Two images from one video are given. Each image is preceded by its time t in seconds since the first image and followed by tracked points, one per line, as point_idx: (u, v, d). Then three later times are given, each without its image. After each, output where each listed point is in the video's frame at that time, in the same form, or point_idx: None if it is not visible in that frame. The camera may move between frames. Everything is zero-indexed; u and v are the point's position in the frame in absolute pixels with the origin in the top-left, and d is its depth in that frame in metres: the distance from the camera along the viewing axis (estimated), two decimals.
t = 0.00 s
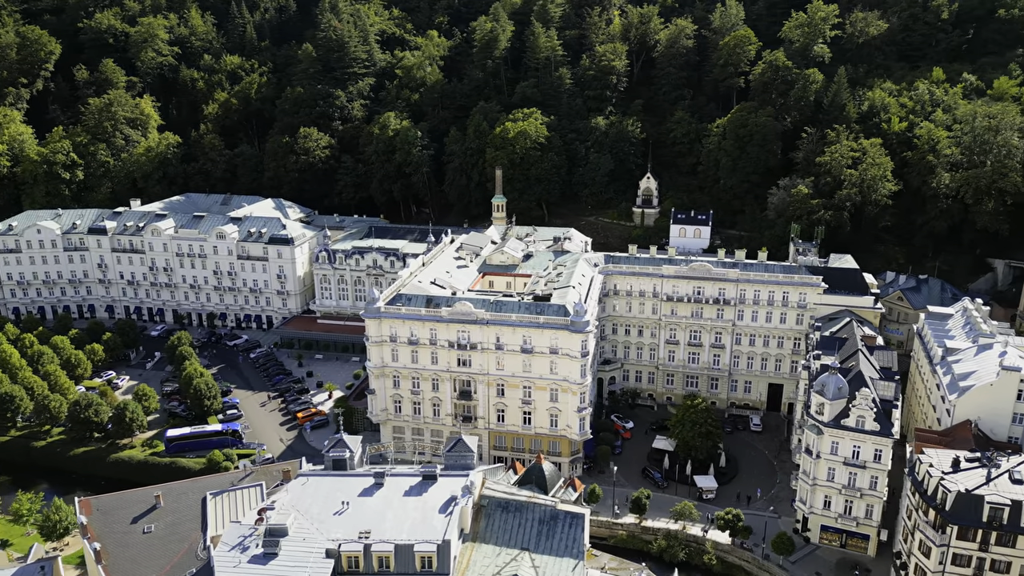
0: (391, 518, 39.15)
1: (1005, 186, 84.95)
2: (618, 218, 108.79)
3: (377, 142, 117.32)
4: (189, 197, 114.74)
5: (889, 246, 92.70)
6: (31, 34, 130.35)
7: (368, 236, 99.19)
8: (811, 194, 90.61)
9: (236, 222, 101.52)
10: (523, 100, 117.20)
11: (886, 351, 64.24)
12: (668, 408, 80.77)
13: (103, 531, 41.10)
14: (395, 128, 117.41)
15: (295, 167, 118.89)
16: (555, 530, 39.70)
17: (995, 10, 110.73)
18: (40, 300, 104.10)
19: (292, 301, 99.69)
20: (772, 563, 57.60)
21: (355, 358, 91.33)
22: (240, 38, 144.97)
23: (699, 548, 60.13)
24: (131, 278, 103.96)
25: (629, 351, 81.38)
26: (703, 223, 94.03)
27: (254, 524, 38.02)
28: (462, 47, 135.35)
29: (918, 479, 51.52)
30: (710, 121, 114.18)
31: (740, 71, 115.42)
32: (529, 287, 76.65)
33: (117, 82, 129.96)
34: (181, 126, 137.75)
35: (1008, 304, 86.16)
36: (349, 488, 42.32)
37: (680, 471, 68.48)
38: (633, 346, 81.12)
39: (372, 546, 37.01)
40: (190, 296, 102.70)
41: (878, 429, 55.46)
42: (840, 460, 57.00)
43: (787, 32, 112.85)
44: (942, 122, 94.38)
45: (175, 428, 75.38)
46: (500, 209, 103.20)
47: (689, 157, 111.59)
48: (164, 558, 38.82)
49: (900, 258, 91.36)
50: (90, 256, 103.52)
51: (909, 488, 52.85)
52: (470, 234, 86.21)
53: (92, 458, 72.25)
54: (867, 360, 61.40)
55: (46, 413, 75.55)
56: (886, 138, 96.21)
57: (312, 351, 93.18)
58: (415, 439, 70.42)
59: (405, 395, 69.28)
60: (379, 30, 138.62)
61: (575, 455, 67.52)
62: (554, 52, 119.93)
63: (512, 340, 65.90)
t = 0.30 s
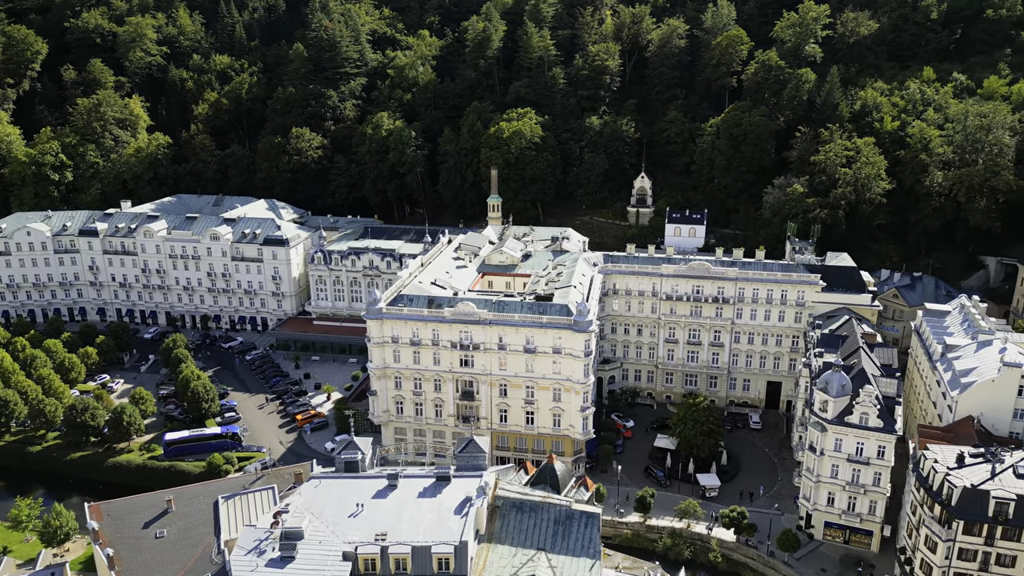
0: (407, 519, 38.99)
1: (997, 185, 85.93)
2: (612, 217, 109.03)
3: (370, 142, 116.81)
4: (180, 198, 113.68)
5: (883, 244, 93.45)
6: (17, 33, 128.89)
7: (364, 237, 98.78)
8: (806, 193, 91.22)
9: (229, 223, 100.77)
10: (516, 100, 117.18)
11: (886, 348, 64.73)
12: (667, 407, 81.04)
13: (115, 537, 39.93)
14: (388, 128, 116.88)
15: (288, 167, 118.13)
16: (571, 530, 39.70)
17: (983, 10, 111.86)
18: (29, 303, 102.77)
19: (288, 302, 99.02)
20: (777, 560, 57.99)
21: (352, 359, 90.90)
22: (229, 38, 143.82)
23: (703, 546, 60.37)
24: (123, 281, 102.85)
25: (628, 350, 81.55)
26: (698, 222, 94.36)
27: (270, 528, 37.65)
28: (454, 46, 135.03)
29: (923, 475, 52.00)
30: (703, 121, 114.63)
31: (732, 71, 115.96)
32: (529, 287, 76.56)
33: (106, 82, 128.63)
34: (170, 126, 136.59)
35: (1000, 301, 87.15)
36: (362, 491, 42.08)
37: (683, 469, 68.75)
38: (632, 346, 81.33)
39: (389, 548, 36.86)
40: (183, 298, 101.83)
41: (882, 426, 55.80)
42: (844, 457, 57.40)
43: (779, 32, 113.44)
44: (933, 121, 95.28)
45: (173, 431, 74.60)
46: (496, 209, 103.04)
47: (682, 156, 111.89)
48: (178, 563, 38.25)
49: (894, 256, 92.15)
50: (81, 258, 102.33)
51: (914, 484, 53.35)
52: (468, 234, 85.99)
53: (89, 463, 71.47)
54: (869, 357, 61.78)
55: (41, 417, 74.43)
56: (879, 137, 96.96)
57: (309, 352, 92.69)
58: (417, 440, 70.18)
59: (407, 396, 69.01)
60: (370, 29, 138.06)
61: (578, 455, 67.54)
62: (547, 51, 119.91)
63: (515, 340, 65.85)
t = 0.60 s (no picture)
0: (423, 521, 38.84)
1: (989, 183, 86.94)
2: (607, 217, 109.27)
3: (364, 142, 116.36)
4: (172, 199, 112.64)
5: (877, 242, 94.22)
6: (3, 33, 127.13)
7: (360, 238, 98.37)
8: (801, 192, 91.90)
9: (224, 224, 100.09)
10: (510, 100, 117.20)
11: (886, 345, 65.25)
12: (667, 406, 81.30)
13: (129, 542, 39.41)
14: (382, 128, 116.52)
15: (281, 168, 117.45)
16: (587, 530, 39.67)
17: (971, 10, 113.11)
18: (20, 307, 101.46)
19: (283, 304, 98.35)
20: (783, 557, 58.33)
21: (350, 361, 90.48)
22: (218, 38, 142.75)
23: (709, 544, 60.49)
24: (115, 283, 101.74)
25: (627, 350, 81.81)
26: (694, 222, 94.73)
27: (286, 531, 37.35)
28: (446, 46, 134.77)
29: (927, 471, 52.49)
30: (696, 120, 115.12)
31: (725, 71, 116.60)
32: (530, 287, 76.51)
33: (94, 83, 127.24)
34: (160, 127, 135.38)
35: (993, 298, 88.15)
36: (375, 493, 41.83)
37: (685, 468, 68.96)
38: (631, 345, 81.58)
39: (407, 551, 36.71)
40: (177, 300, 100.93)
41: (886, 423, 56.24)
42: (848, 454, 57.82)
43: (771, 32, 114.12)
44: (925, 120, 96.21)
45: (172, 435, 73.90)
46: (491, 209, 102.94)
47: (676, 156, 112.22)
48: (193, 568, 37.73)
49: (888, 254, 92.97)
50: (73, 261, 101.18)
51: (918, 480, 53.84)
52: (467, 234, 85.80)
53: (87, 468, 70.67)
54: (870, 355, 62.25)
55: (36, 422, 73.44)
56: (872, 136, 97.75)
57: (306, 354, 92.18)
58: (420, 442, 69.92)
59: (409, 397, 68.76)
60: (361, 29, 137.52)
61: (581, 455, 67.57)
62: (540, 51, 119.97)
63: (518, 340, 65.83)
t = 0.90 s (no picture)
0: (440, 523, 38.71)
1: (982, 182, 87.88)
2: (602, 217, 109.47)
3: (358, 143, 115.95)
4: (164, 201, 111.64)
5: (872, 241, 94.90)
6: None
7: (356, 239, 97.93)
8: (797, 191, 92.53)
9: (218, 226, 99.33)
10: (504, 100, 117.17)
11: (887, 343, 65.75)
12: (667, 405, 81.56)
13: (142, 549, 39.04)
14: (375, 128, 116.16)
15: (273, 169, 116.69)
16: (604, 530, 39.65)
17: (960, 11, 114.26)
18: (10, 311, 100.19)
19: (279, 306, 97.70)
20: (788, 554, 58.67)
21: (348, 363, 90.05)
22: (208, 38, 141.68)
23: (714, 542, 60.65)
24: (107, 286, 100.67)
25: (627, 350, 82.05)
26: (689, 221, 95.04)
27: (303, 535, 37.10)
28: (438, 47, 134.47)
29: (932, 468, 52.98)
30: (690, 120, 115.59)
31: (718, 71, 117.17)
32: (530, 288, 76.42)
33: (83, 83, 125.88)
34: (150, 128, 134.22)
35: (986, 295, 89.10)
36: (389, 495, 41.60)
37: (688, 467, 69.22)
38: (631, 344, 81.80)
39: (425, 553, 36.57)
40: (171, 303, 99.99)
41: (890, 420, 56.77)
42: (852, 451, 58.25)
43: (763, 32, 114.76)
44: (918, 120, 97.07)
45: (171, 439, 73.21)
46: (487, 209, 102.82)
47: (670, 156, 112.59)
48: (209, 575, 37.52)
49: (883, 252, 93.74)
50: (64, 264, 100.05)
51: (923, 476, 54.34)
52: (465, 234, 85.59)
53: (84, 473, 69.87)
54: (872, 352, 62.77)
55: (32, 427, 72.58)
56: (866, 136, 98.48)
57: (303, 356, 91.65)
58: (422, 443, 69.70)
59: (412, 398, 68.55)
60: (352, 30, 136.96)
61: (584, 455, 67.61)
62: (533, 52, 119.99)
63: (522, 341, 65.77)
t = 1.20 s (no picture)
0: (457, 525, 38.56)
1: (976, 180, 88.74)
2: (597, 217, 109.60)
3: (352, 143, 115.49)
4: (156, 202, 110.60)
5: (867, 240, 95.59)
6: None
7: (352, 240, 97.44)
8: (793, 190, 93.07)
9: (212, 228, 98.52)
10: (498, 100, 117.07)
11: (888, 341, 66.18)
12: (667, 404, 81.80)
13: (155, 555, 38.66)
14: (369, 129, 115.70)
15: (266, 170, 115.87)
16: (620, 530, 39.61)
17: (950, 11, 115.32)
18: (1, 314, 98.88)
19: (275, 308, 97.04)
20: (794, 552, 58.99)
21: (346, 364, 89.59)
22: (197, 38, 140.53)
23: (720, 541, 60.89)
24: (100, 289, 99.52)
25: (627, 349, 82.24)
26: (685, 221, 95.31)
27: (321, 538, 36.82)
28: (430, 47, 134.11)
29: (937, 464, 53.45)
30: (683, 120, 116.00)
31: (711, 71, 117.64)
32: (531, 287, 76.33)
33: (71, 84, 124.45)
34: (140, 128, 132.98)
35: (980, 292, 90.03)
36: (403, 497, 41.37)
37: (691, 466, 69.43)
38: (631, 344, 81.97)
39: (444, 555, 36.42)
40: (165, 305, 99.00)
41: (894, 417, 57.17)
42: (856, 448, 58.62)
43: (756, 32, 115.35)
44: (911, 119, 97.87)
45: (170, 443, 72.46)
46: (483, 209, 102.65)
47: (664, 155, 112.90)
48: None
49: (877, 251, 94.46)
50: (55, 266, 98.79)
51: (927, 472, 54.81)
52: (464, 235, 85.35)
53: (83, 478, 69.09)
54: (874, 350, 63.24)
55: (28, 432, 71.61)
56: (859, 135, 99.19)
57: (300, 358, 91.10)
58: (425, 445, 69.49)
59: (414, 400, 68.32)
60: (344, 29, 136.35)
61: (588, 455, 67.63)
62: (527, 51, 119.90)
63: (525, 341, 65.64)
